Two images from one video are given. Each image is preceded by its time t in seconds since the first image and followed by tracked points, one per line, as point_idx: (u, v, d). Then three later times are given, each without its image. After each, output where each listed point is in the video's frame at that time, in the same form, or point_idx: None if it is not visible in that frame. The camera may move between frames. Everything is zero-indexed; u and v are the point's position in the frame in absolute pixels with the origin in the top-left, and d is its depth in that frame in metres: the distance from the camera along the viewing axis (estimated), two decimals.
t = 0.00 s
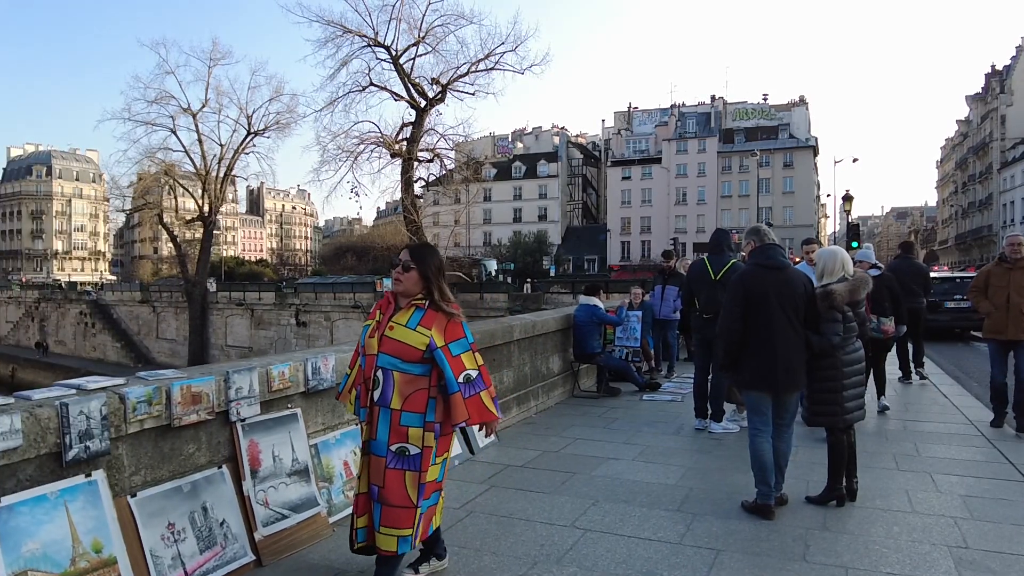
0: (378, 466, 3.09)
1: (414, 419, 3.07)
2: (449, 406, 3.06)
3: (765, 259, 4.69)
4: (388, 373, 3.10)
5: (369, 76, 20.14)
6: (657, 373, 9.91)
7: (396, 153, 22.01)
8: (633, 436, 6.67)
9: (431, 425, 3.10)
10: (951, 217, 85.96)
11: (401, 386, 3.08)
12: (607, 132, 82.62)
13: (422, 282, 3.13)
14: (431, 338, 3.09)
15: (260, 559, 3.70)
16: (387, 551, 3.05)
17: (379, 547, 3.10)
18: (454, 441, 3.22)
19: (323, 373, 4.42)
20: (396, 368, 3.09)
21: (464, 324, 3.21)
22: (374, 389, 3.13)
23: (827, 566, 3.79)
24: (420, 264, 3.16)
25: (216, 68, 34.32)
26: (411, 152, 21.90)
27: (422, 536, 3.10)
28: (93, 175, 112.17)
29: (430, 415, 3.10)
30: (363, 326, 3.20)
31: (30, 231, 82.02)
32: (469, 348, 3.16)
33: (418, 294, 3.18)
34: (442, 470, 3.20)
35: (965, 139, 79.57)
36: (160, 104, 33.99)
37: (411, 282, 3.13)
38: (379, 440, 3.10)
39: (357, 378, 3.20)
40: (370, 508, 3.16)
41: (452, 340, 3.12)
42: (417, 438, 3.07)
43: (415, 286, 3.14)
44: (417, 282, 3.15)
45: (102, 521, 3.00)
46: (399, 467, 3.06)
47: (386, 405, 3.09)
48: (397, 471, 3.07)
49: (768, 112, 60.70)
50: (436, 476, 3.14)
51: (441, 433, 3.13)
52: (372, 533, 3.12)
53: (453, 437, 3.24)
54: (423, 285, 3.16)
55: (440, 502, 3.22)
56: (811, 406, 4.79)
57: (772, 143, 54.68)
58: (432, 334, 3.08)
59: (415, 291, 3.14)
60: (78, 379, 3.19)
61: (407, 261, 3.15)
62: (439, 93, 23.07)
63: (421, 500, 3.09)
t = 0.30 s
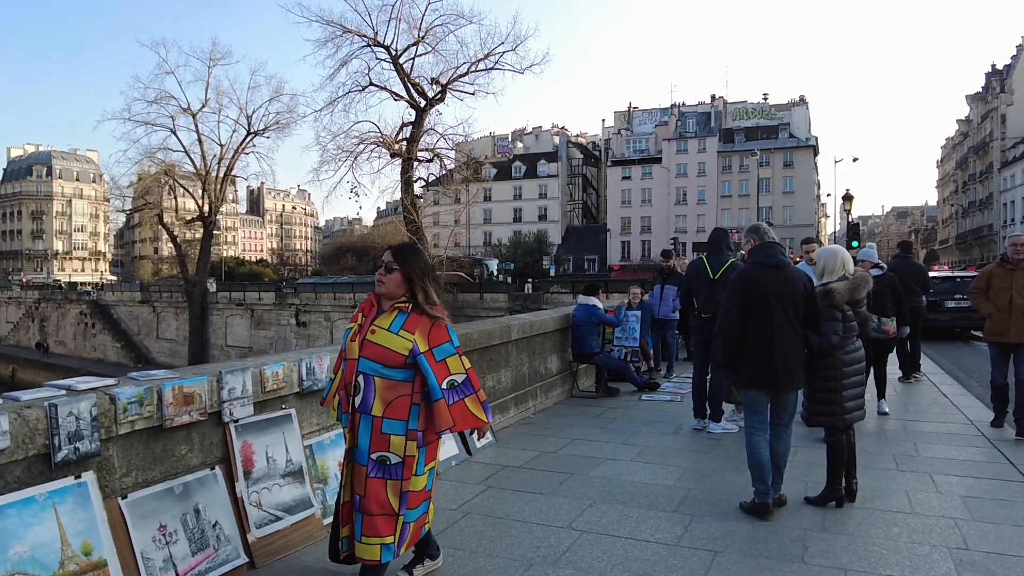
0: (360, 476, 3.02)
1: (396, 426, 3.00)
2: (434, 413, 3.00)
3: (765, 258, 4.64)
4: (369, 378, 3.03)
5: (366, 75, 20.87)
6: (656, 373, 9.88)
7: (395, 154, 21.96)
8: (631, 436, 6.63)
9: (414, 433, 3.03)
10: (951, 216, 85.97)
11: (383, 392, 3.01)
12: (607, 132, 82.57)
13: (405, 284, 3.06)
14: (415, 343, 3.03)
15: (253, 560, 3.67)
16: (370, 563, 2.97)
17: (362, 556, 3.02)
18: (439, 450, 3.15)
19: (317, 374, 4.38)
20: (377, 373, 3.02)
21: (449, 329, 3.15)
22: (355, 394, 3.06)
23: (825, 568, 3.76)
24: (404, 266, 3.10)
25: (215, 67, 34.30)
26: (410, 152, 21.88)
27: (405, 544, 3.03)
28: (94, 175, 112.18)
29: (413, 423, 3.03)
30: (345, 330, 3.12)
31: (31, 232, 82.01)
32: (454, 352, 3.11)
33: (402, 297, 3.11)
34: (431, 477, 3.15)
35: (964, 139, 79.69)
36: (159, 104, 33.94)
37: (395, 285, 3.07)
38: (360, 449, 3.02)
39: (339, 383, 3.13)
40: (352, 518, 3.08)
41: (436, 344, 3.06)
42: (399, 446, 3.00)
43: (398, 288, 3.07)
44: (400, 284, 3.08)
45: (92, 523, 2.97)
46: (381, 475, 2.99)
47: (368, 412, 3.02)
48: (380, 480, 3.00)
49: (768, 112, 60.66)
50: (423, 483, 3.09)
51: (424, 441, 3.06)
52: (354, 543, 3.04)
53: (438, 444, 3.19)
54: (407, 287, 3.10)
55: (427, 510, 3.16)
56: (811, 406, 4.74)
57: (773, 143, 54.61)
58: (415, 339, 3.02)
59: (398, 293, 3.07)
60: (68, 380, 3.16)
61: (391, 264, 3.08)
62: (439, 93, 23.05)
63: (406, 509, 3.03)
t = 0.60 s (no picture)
0: (336, 480, 2.94)
1: (375, 431, 2.91)
2: (413, 420, 2.94)
3: (766, 256, 4.59)
4: (348, 381, 2.95)
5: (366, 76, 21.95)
6: (655, 373, 9.85)
7: (395, 153, 21.94)
8: (630, 437, 6.59)
9: (392, 440, 2.93)
10: (952, 216, 85.93)
11: (362, 397, 2.94)
12: (607, 132, 82.55)
13: (389, 284, 2.99)
14: (395, 346, 2.95)
15: (246, 563, 3.64)
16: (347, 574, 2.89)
17: (339, 564, 2.95)
18: (423, 457, 3.07)
19: (311, 374, 4.34)
20: (356, 376, 2.94)
21: (433, 332, 3.08)
22: (334, 397, 2.98)
23: (824, 571, 3.72)
24: (387, 266, 3.03)
25: (215, 67, 34.35)
26: (410, 151, 21.85)
27: (387, 552, 2.95)
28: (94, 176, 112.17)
29: (392, 429, 2.95)
30: (325, 331, 3.05)
31: (32, 232, 82.01)
32: (437, 356, 3.02)
33: (384, 297, 3.03)
34: (415, 483, 3.07)
35: (965, 138, 79.59)
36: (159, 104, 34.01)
37: (377, 285, 2.99)
38: (338, 453, 2.94)
39: (320, 385, 3.07)
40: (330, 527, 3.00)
41: (417, 348, 2.98)
42: (376, 453, 2.91)
43: (380, 289, 3.00)
44: (383, 284, 3.00)
45: (82, 527, 2.94)
46: (358, 482, 2.90)
47: (346, 417, 2.94)
48: (358, 485, 2.91)
49: (768, 112, 60.62)
50: (405, 490, 3.01)
51: (403, 449, 2.97)
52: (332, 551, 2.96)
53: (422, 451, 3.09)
54: (389, 288, 3.02)
55: (410, 519, 3.07)
56: (810, 406, 4.71)
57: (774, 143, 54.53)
58: (395, 342, 2.94)
59: (380, 293, 3.00)
60: (59, 381, 3.12)
61: (373, 265, 3.01)
62: (439, 93, 23.02)
63: (385, 517, 2.94)
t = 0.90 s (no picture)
0: (316, 486, 2.74)
1: (353, 435, 2.70)
2: (386, 424, 2.68)
3: (766, 256, 4.55)
4: (327, 382, 2.73)
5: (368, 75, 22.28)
6: (655, 374, 9.82)
7: (396, 154, 21.90)
8: (629, 438, 6.55)
9: (372, 445, 2.70)
10: (953, 215, 85.81)
11: (342, 398, 2.71)
12: (608, 131, 82.50)
13: (371, 281, 2.77)
14: (375, 345, 2.72)
15: (240, 566, 3.60)
16: None
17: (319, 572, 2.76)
18: (407, 464, 2.81)
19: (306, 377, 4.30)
20: (335, 377, 2.72)
21: (417, 332, 2.82)
22: (312, 399, 2.77)
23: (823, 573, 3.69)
24: (371, 261, 2.81)
25: (216, 67, 34.37)
26: (410, 151, 21.83)
27: (368, 563, 2.72)
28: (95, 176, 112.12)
29: (372, 433, 2.72)
30: (305, 330, 2.85)
31: (33, 233, 81.94)
32: (419, 357, 2.76)
33: (367, 297, 2.82)
34: (399, 489, 2.80)
35: (966, 137, 79.52)
36: (160, 104, 33.98)
37: (358, 282, 2.78)
38: (316, 456, 2.75)
39: (300, 387, 2.86)
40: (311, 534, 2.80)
41: (397, 348, 2.72)
42: (355, 457, 2.69)
43: (362, 287, 2.79)
44: (365, 283, 2.79)
45: (73, 530, 2.90)
46: (338, 486, 2.71)
47: (324, 420, 2.73)
48: (337, 489, 2.72)
49: (769, 111, 60.55)
50: (386, 497, 2.74)
51: (382, 455, 2.71)
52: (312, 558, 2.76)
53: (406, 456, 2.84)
54: (372, 285, 2.80)
55: (392, 529, 2.81)
56: (811, 406, 4.67)
57: (775, 142, 54.44)
58: (375, 340, 2.70)
59: (362, 291, 2.79)
60: (50, 382, 3.08)
61: (354, 261, 2.81)
62: (439, 93, 23.00)
63: (364, 524, 2.72)
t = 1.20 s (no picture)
0: (295, 488, 2.59)
1: (331, 438, 2.54)
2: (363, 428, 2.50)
3: (766, 256, 4.51)
4: (306, 382, 2.58)
5: (369, 75, 22.75)
6: (656, 374, 9.79)
7: (398, 154, 21.92)
8: (629, 439, 6.52)
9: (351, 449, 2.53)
10: (955, 215, 85.73)
11: (320, 399, 2.56)
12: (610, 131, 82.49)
13: (355, 279, 2.63)
14: (356, 344, 2.56)
15: (236, 567, 3.58)
16: None
17: None
18: (391, 469, 2.61)
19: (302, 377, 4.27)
20: (316, 377, 2.56)
21: (400, 332, 2.65)
22: (292, 399, 2.61)
23: None
24: (355, 259, 2.67)
25: (217, 67, 34.44)
26: (412, 151, 21.84)
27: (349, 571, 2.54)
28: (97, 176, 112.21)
29: (351, 436, 2.56)
30: (288, 329, 2.71)
31: (36, 233, 82.05)
32: (397, 360, 2.58)
33: (351, 294, 2.67)
34: (380, 498, 2.59)
35: (969, 137, 79.39)
36: (162, 105, 34.04)
37: (343, 280, 2.63)
38: (296, 458, 2.59)
39: (281, 388, 2.71)
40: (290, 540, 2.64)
41: (377, 346, 2.56)
42: (333, 461, 2.54)
43: (346, 285, 2.64)
44: (350, 280, 2.65)
45: (65, 533, 2.88)
46: (318, 488, 2.57)
47: (302, 420, 2.57)
48: (317, 492, 2.58)
49: (771, 111, 60.49)
50: (364, 505, 2.53)
51: (362, 459, 2.54)
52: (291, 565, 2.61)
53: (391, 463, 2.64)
54: (357, 284, 2.66)
55: (376, 540, 2.58)
56: (812, 407, 4.65)
57: (777, 142, 54.36)
58: (355, 339, 2.55)
59: (346, 289, 2.63)
60: (43, 384, 3.08)
61: (338, 257, 2.66)
62: (441, 93, 22.99)
63: (344, 529, 2.54)
